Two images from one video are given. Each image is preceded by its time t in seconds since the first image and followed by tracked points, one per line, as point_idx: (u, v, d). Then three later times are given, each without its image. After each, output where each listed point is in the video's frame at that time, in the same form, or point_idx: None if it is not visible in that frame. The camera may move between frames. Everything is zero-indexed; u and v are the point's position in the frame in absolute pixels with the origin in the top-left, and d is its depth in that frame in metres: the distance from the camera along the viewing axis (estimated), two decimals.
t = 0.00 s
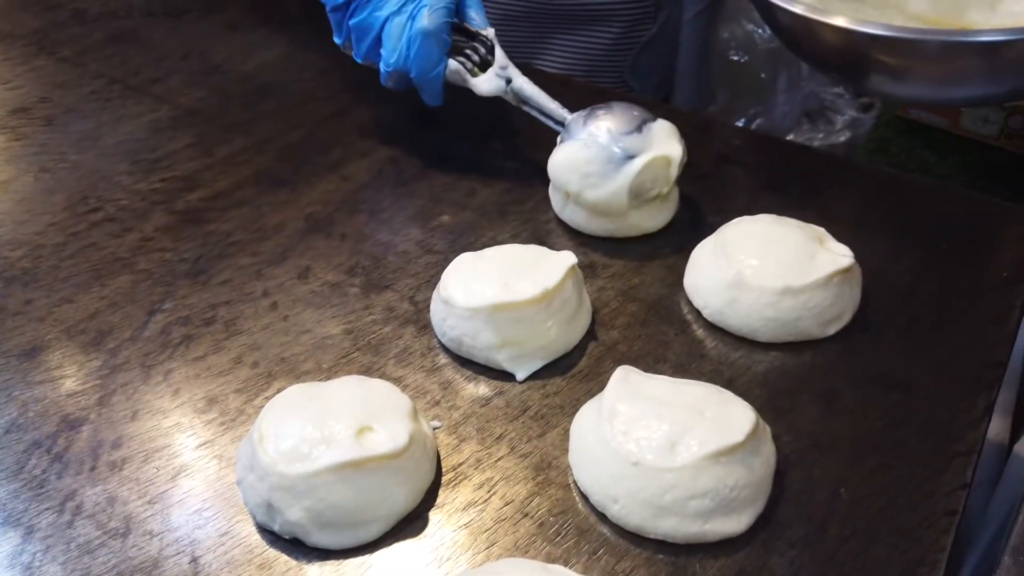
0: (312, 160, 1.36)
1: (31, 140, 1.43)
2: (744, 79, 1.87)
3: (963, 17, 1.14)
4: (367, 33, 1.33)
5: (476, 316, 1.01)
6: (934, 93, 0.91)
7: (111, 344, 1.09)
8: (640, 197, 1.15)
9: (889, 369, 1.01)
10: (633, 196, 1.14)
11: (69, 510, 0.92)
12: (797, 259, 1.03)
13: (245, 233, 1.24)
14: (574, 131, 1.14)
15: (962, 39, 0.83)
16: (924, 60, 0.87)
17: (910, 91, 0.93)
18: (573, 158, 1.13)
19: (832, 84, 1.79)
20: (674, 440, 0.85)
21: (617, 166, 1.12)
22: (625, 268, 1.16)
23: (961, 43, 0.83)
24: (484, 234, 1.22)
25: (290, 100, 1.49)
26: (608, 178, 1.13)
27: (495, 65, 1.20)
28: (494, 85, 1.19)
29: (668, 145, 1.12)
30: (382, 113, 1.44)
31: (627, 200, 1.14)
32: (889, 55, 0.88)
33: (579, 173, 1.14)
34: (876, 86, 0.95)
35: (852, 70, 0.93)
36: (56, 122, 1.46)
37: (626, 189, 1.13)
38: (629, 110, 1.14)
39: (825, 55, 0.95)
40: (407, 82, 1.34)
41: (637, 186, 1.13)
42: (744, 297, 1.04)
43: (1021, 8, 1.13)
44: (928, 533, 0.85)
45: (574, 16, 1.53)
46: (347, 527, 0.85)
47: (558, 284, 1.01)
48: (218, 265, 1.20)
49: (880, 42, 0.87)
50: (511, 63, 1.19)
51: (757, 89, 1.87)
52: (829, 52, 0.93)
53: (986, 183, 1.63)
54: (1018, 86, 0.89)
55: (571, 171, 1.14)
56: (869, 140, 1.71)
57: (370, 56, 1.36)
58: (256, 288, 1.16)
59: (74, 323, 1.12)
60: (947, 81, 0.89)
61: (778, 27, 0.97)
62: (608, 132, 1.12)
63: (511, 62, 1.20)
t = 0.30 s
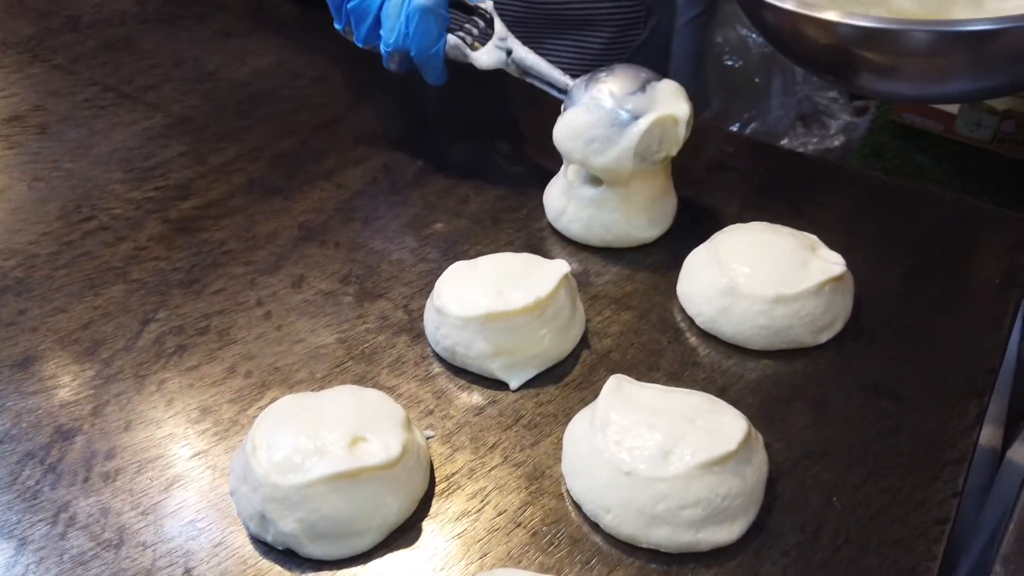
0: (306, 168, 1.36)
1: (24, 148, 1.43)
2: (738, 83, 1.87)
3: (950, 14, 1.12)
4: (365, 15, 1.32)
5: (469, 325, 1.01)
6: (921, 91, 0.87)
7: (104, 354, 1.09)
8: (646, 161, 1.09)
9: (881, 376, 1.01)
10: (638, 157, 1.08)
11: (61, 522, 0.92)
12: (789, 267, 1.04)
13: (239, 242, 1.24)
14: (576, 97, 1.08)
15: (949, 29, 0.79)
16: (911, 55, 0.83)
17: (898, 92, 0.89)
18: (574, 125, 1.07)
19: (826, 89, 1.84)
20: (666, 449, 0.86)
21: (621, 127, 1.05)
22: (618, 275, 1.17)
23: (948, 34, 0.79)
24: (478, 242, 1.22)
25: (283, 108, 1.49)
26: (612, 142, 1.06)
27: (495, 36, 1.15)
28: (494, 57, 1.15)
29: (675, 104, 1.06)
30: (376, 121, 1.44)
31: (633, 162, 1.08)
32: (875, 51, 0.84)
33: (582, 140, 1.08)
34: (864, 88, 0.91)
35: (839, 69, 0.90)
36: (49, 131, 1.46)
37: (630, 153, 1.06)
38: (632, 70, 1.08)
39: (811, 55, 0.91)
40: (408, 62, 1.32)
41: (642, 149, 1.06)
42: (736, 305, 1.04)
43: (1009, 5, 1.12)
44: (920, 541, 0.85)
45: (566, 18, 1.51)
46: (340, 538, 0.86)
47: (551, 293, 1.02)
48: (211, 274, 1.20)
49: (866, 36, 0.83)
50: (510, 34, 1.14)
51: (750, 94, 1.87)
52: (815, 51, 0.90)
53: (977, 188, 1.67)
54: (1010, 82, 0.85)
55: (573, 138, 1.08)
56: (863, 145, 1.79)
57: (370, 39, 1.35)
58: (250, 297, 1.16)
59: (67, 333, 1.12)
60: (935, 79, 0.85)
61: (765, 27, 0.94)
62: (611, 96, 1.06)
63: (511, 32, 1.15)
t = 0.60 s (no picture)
0: (298, 179, 1.38)
1: (19, 160, 1.44)
2: (730, 91, 1.92)
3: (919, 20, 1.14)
4: (346, 10, 1.34)
5: (459, 336, 1.02)
6: (900, 94, 0.88)
7: (97, 365, 1.10)
8: (616, 143, 1.08)
9: (865, 386, 1.02)
10: (608, 139, 1.07)
11: (54, 533, 0.92)
12: (775, 277, 1.05)
13: (231, 253, 1.25)
14: (546, 80, 1.07)
15: (920, 34, 0.80)
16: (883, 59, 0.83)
17: (879, 96, 0.90)
18: (544, 110, 1.06)
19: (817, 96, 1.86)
20: (652, 459, 0.87)
21: (590, 111, 1.04)
22: (607, 286, 1.18)
23: (919, 39, 0.80)
24: (468, 253, 1.24)
25: (276, 119, 1.50)
26: (581, 126, 1.06)
27: (469, 22, 1.16)
28: (469, 44, 1.17)
29: (644, 82, 1.04)
30: (368, 133, 1.46)
31: (603, 143, 1.07)
32: (849, 58, 0.85)
33: (551, 125, 1.07)
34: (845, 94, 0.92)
35: (819, 77, 0.90)
36: (43, 142, 1.47)
37: (599, 135, 1.05)
38: (601, 49, 1.06)
39: (790, 66, 0.92)
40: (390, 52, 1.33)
41: (611, 130, 1.05)
42: (722, 315, 1.05)
43: (981, 8, 1.11)
44: (902, 549, 0.86)
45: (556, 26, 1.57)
46: (330, 548, 0.86)
47: (540, 304, 1.03)
48: (204, 285, 1.21)
49: (838, 43, 0.84)
50: (483, 17, 1.14)
51: (743, 101, 1.91)
52: (793, 62, 0.90)
53: (962, 195, 1.71)
54: (983, 83, 0.85)
55: (543, 123, 1.07)
56: (852, 153, 1.81)
57: (352, 33, 1.36)
58: (242, 308, 1.17)
59: (60, 345, 1.13)
60: (910, 82, 0.86)
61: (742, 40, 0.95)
62: (578, 78, 1.04)
63: (484, 17, 1.16)
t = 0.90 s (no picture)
0: (290, 189, 1.38)
1: (11, 171, 1.44)
2: (720, 98, 1.91)
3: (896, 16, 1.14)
4: None
5: (450, 345, 1.03)
6: (879, 90, 0.78)
7: (89, 376, 1.10)
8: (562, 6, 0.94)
9: (853, 392, 1.03)
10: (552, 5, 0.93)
11: (47, 544, 0.92)
12: (763, 285, 1.07)
13: (224, 263, 1.26)
14: None
15: (892, 25, 0.70)
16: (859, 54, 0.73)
17: (852, 92, 0.80)
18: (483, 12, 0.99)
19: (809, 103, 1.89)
20: (641, 467, 0.88)
21: None
22: (597, 294, 1.19)
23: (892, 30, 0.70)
24: (460, 262, 1.24)
25: (269, 129, 1.51)
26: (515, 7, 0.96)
27: None
28: None
29: None
30: (360, 143, 1.47)
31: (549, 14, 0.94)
32: (822, 53, 0.74)
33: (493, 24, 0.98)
34: (824, 92, 0.81)
35: (791, 76, 0.80)
36: (37, 153, 1.48)
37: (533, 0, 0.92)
38: None
39: (759, 66, 0.81)
40: None
41: None
42: (711, 323, 1.07)
43: None
44: (889, 555, 0.87)
45: (540, 32, 1.59)
46: (321, 558, 0.87)
47: (530, 313, 1.04)
48: (197, 295, 1.21)
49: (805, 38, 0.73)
50: None
51: (733, 108, 1.92)
52: (760, 62, 0.80)
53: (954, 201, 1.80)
54: (958, 73, 0.76)
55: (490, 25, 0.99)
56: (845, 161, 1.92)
57: None
58: (234, 319, 1.17)
59: (53, 355, 1.13)
60: (882, 78, 0.76)
61: (713, 41, 0.82)
62: None
63: None
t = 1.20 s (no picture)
0: (284, 198, 1.39)
1: (5, 181, 1.44)
2: (713, 103, 1.88)
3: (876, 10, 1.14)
4: None
5: (443, 354, 1.04)
6: (840, 58, 0.87)
7: (84, 387, 1.11)
8: None
9: (843, 399, 1.04)
10: None
11: (41, 555, 0.92)
12: (753, 293, 1.08)
13: (218, 273, 1.27)
14: None
15: None
16: (807, 18, 0.83)
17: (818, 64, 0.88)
18: None
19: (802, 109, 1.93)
20: (633, 475, 0.88)
21: None
22: (590, 303, 1.20)
23: None
24: (453, 271, 1.25)
25: (262, 139, 1.52)
26: None
27: None
28: None
29: None
30: (353, 152, 1.48)
31: None
32: (775, 26, 0.84)
33: None
34: (794, 70, 0.89)
35: (762, 63, 0.89)
36: (31, 164, 1.48)
37: None
38: None
39: (730, 58, 0.90)
40: None
41: None
42: (702, 331, 1.08)
43: None
44: (879, 561, 0.87)
45: (517, 35, 1.64)
46: (315, 567, 0.88)
47: (522, 322, 1.05)
48: (191, 305, 1.22)
49: (753, 16, 0.84)
50: None
51: (726, 115, 1.91)
52: (725, 54, 0.90)
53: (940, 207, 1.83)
54: (906, 30, 0.85)
55: None
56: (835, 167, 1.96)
57: None
58: (228, 328, 1.18)
59: (47, 366, 1.13)
60: (836, 42, 0.85)
61: (678, 45, 0.93)
62: None
63: None
